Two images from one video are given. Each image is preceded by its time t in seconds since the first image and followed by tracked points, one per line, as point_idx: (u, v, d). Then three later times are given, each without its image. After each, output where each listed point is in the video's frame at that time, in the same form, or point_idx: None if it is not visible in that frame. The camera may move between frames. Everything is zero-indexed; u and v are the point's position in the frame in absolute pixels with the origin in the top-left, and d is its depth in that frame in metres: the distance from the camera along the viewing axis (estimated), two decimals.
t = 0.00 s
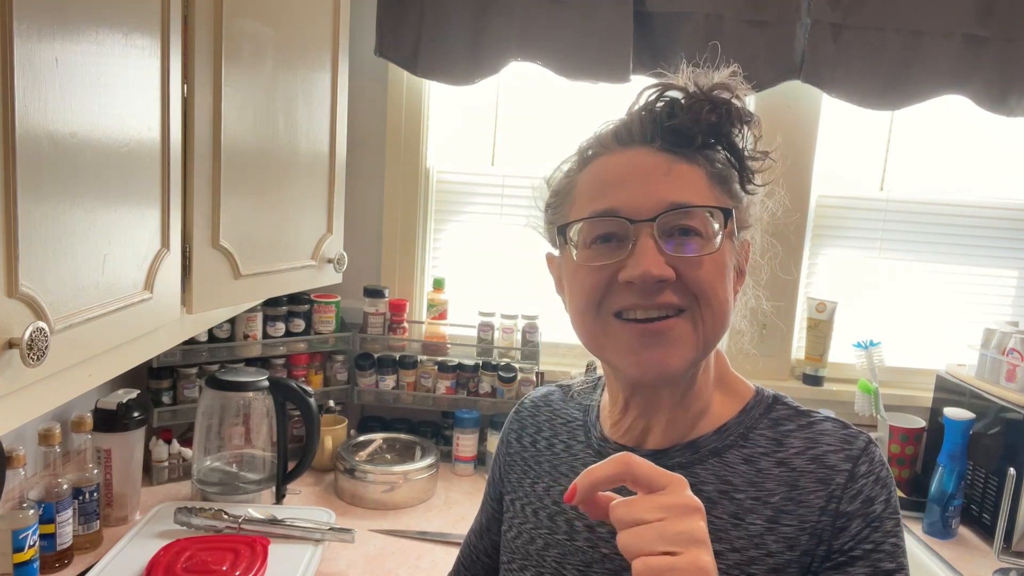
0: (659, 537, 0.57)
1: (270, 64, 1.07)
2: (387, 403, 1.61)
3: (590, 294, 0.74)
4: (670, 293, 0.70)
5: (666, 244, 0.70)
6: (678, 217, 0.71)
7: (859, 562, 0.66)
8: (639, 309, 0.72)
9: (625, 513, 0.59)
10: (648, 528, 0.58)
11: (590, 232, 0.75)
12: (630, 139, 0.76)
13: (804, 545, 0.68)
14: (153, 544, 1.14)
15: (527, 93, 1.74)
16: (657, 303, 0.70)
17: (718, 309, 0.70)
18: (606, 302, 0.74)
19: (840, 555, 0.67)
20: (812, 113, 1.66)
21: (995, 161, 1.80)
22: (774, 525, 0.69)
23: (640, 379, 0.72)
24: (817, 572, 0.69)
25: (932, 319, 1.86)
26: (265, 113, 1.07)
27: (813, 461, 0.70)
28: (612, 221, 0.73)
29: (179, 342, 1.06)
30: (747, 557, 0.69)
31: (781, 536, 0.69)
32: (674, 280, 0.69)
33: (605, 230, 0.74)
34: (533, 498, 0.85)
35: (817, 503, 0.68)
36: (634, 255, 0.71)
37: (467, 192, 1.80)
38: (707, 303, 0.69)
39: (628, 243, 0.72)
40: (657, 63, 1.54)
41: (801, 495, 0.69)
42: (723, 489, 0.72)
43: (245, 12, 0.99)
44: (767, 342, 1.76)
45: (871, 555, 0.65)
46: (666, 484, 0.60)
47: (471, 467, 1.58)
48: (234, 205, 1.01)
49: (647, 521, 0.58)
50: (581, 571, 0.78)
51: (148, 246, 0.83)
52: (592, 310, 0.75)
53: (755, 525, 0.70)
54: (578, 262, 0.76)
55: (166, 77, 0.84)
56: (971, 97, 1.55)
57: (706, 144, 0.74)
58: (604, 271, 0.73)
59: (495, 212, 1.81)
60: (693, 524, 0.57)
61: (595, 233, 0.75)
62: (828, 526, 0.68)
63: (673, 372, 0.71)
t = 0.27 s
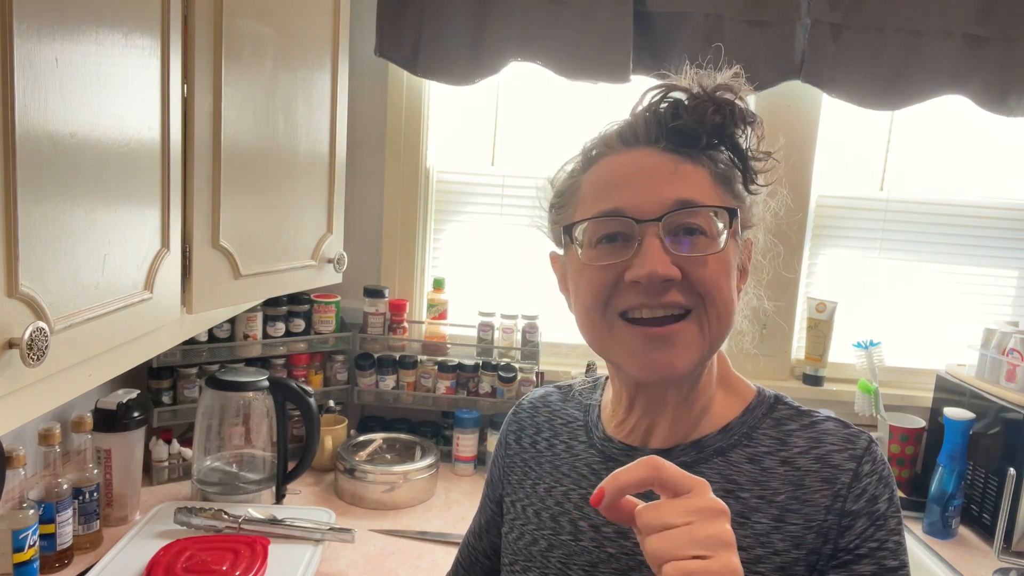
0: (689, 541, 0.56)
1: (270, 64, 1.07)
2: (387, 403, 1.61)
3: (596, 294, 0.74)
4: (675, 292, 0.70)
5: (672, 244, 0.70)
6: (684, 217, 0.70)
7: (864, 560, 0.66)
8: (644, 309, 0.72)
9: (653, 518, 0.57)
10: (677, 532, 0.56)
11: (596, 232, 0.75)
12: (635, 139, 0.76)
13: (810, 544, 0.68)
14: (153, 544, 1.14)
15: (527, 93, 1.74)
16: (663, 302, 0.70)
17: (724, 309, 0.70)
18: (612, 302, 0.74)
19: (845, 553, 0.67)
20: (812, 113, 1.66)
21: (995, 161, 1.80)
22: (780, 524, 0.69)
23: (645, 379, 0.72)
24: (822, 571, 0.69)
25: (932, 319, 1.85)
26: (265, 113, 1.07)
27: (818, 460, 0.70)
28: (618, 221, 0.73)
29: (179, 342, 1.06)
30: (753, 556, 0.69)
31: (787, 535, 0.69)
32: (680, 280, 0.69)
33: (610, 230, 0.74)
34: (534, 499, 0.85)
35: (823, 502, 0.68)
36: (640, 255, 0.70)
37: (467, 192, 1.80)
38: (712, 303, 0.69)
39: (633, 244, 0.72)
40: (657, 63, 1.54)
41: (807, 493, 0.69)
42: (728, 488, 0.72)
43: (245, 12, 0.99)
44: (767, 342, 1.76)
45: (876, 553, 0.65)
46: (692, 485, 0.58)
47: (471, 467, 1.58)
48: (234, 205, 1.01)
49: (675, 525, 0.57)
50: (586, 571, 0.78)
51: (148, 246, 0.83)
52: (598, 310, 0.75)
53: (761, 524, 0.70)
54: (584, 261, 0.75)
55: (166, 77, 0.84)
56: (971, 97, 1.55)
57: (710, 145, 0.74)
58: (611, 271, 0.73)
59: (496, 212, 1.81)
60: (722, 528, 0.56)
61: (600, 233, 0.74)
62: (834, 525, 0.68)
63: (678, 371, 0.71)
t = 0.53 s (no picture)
0: (720, 527, 0.53)
1: (270, 64, 1.07)
2: (387, 403, 1.61)
3: (596, 296, 0.74)
4: (675, 293, 0.70)
5: (671, 246, 0.70)
6: (684, 218, 0.70)
7: (864, 557, 0.66)
8: (644, 310, 0.72)
9: (683, 502, 0.55)
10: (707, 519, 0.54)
11: (596, 234, 0.75)
12: (634, 140, 0.76)
13: (810, 541, 0.68)
14: (153, 544, 1.14)
15: (527, 93, 1.74)
16: (662, 303, 0.70)
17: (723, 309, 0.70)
18: (612, 303, 0.74)
19: (846, 550, 0.67)
20: (812, 113, 1.66)
21: (995, 161, 1.80)
22: (780, 522, 0.69)
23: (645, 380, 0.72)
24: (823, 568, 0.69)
25: (932, 319, 1.85)
26: (265, 113, 1.07)
27: (818, 459, 0.70)
28: (618, 224, 0.73)
29: (179, 342, 1.06)
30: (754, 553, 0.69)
31: (787, 532, 0.69)
32: (680, 281, 0.69)
33: (610, 232, 0.74)
34: (535, 498, 0.85)
35: (823, 500, 0.69)
36: (640, 257, 0.70)
37: (467, 192, 1.80)
38: (711, 303, 0.69)
39: (633, 245, 0.72)
40: (657, 63, 1.54)
41: (807, 492, 0.69)
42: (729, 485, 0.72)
43: (245, 12, 1.00)
44: (767, 342, 1.76)
45: (876, 550, 0.65)
46: (722, 471, 0.56)
47: (471, 467, 1.58)
48: (234, 205, 1.01)
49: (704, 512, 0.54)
50: (588, 569, 0.78)
51: (148, 246, 0.83)
52: (598, 311, 0.75)
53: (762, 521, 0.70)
54: (583, 263, 0.75)
55: (166, 77, 0.84)
56: (971, 97, 1.55)
57: (709, 146, 0.74)
58: (610, 273, 0.73)
59: (495, 212, 1.81)
60: (751, 515, 0.54)
61: (600, 235, 0.74)
62: (834, 522, 0.68)
63: (678, 372, 0.71)
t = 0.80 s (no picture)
0: (745, 455, 0.51)
1: (270, 64, 1.07)
2: (387, 403, 1.61)
3: (595, 304, 0.74)
4: (673, 299, 0.70)
5: (668, 253, 0.70)
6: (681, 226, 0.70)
7: (854, 549, 0.65)
8: (644, 316, 0.73)
9: (717, 426, 0.53)
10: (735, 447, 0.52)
11: (593, 241, 0.74)
12: (629, 144, 0.75)
13: (803, 536, 0.68)
14: (153, 544, 1.14)
15: (527, 93, 1.74)
16: (660, 309, 0.71)
17: (721, 313, 0.70)
18: (610, 308, 0.74)
19: (837, 544, 0.67)
20: (812, 113, 1.66)
21: (995, 161, 1.80)
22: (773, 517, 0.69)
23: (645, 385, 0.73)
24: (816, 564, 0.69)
25: (932, 319, 1.85)
26: (265, 113, 1.07)
27: (813, 457, 0.71)
28: (615, 231, 0.72)
29: (179, 342, 1.06)
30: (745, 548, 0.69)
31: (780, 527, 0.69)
32: (677, 287, 0.70)
33: (607, 238, 0.73)
34: (536, 496, 0.85)
35: (817, 496, 0.69)
36: (637, 264, 0.70)
37: (467, 192, 1.80)
38: (708, 308, 0.70)
39: (630, 252, 0.72)
40: (656, 63, 1.54)
41: (801, 488, 0.70)
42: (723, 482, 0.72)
43: (245, 12, 0.99)
44: (768, 342, 1.76)
45: (867, 543, 0.65)
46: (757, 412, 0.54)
47: (471, 467, 1.57)
48: (234, 205, 1.01)
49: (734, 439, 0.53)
50: (586, 567, 0.78)
51: (148, 246, 0.83)
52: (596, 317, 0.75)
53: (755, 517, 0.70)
54: (582, 270, 0.75)
55: (166, 77, 0.84)
56: (971, 97, 1.55)
57: (705, 149, 0.74)
58: (609, 281, 0.73)
59: (495, 212, 1.81)
60: (777, 453, 0.51)
61: (597, 242, 0.74)
62: (827, 517, 0.68)
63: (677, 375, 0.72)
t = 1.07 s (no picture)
0: (687, 485, 0.53)
1: (270, 64, 1.07)
2: (387, 403, 1.61)
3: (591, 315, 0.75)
4: (666, 312, 0.70)
5: (662, 267, 0.70)
6: (676, 240, 0.70)
7: (852, 553, 0.66)
8: (638, 328, 0.72)
9: (655, 459, 0.55)
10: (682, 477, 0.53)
11: (589, 252, 0.75)
12: (626, 150, 0.74)
13: (802, 538, 0.68)
14: (153, 544, 1.14)
15: (526, 93, 1.74)
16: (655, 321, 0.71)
17: (716, 323, 0.70)
18: (607, 321, 0.74)
19: (835, 546, 0.67)
20: (812, 113, 1.66)
21: (995, 161, 1.80)
22: (773, 519, 0.69)
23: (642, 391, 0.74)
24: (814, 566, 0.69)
25: (932, 319, 1.86)
26: (265, 113, 1.07)
27: (814, 458, 0.70)
28: (610, 244, 0.73)
29: (179, 342, 1.06)
30: (745, 549, 0.69)
31: (780, 529, 0.69)
32: (672, 300, 0.70)
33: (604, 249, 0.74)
34: (536, 495, 0.85)
35: (817, 497, 0.69)
36: (632, 278, 0.71)
37: (467, 192, 1.80)
38: (702, 319, 0.69)
39: (625, 266, 0.72)
40: (656, 63, 1.54)
41: (801, 490, 0.69)
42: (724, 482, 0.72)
43: (245, 12, 1.00)
44: (768, 342, 1.76)
45: (865, 546, 0.65)
46: (697, 434, 0.56)
47: (471, 467, 1.57)
48: (234, 205, 1.01)
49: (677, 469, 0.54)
50: (585, 566, 0.78)
51: (148, 245, 0.83)
52: (594, 329, 0.75)
53: (755, 518, 0.70)
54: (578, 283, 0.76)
55: (166, 77, 0.84)
56: (971, 97, 1.55)
57: (703, 155, 0.72)
58: (605, 293, 0.73)
59: (495, 212, 1.81)
60: (721, 476, 0.53)
61: (593, 254, 0.74)
62: (826, 519, 0.68)
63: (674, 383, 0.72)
